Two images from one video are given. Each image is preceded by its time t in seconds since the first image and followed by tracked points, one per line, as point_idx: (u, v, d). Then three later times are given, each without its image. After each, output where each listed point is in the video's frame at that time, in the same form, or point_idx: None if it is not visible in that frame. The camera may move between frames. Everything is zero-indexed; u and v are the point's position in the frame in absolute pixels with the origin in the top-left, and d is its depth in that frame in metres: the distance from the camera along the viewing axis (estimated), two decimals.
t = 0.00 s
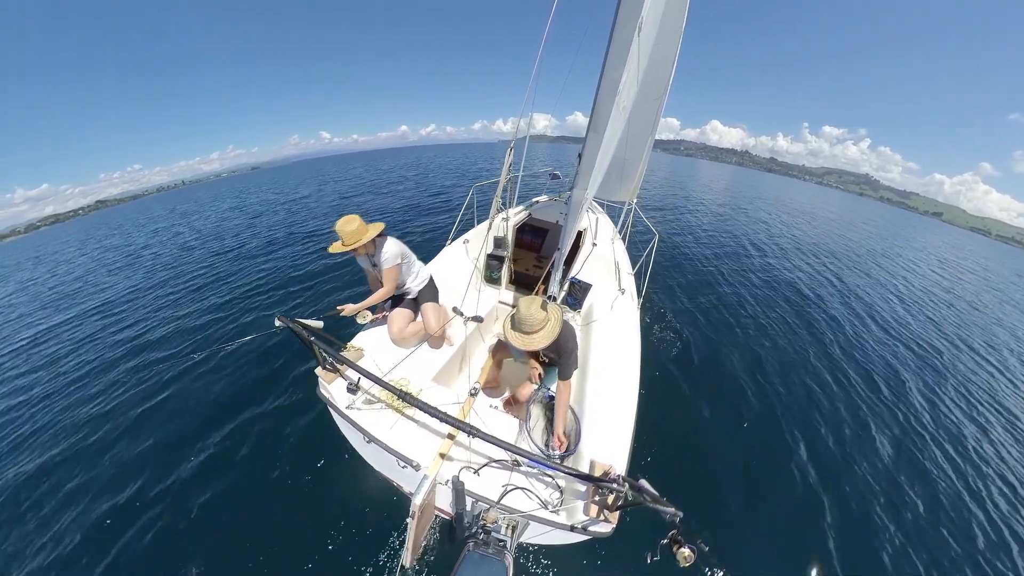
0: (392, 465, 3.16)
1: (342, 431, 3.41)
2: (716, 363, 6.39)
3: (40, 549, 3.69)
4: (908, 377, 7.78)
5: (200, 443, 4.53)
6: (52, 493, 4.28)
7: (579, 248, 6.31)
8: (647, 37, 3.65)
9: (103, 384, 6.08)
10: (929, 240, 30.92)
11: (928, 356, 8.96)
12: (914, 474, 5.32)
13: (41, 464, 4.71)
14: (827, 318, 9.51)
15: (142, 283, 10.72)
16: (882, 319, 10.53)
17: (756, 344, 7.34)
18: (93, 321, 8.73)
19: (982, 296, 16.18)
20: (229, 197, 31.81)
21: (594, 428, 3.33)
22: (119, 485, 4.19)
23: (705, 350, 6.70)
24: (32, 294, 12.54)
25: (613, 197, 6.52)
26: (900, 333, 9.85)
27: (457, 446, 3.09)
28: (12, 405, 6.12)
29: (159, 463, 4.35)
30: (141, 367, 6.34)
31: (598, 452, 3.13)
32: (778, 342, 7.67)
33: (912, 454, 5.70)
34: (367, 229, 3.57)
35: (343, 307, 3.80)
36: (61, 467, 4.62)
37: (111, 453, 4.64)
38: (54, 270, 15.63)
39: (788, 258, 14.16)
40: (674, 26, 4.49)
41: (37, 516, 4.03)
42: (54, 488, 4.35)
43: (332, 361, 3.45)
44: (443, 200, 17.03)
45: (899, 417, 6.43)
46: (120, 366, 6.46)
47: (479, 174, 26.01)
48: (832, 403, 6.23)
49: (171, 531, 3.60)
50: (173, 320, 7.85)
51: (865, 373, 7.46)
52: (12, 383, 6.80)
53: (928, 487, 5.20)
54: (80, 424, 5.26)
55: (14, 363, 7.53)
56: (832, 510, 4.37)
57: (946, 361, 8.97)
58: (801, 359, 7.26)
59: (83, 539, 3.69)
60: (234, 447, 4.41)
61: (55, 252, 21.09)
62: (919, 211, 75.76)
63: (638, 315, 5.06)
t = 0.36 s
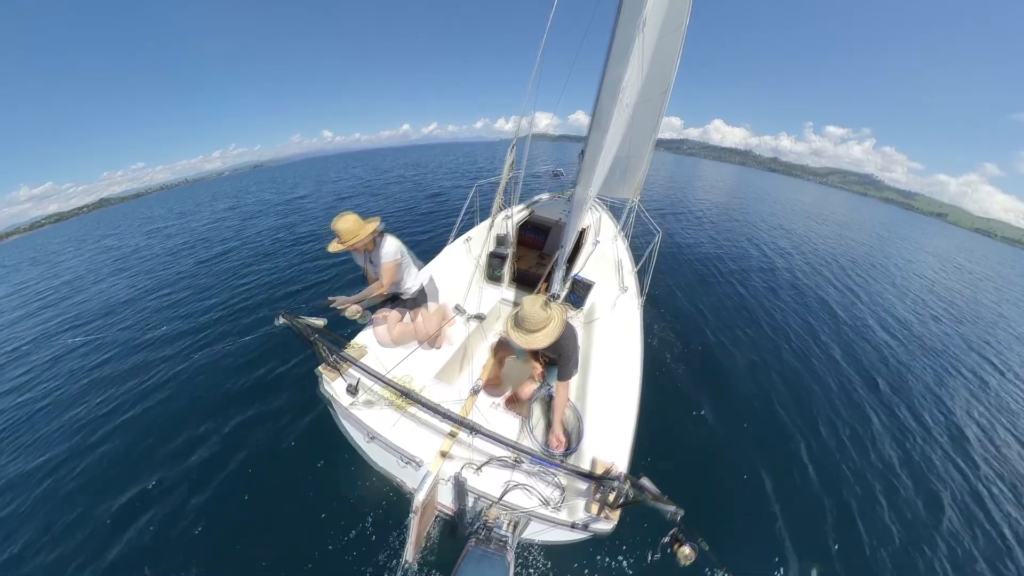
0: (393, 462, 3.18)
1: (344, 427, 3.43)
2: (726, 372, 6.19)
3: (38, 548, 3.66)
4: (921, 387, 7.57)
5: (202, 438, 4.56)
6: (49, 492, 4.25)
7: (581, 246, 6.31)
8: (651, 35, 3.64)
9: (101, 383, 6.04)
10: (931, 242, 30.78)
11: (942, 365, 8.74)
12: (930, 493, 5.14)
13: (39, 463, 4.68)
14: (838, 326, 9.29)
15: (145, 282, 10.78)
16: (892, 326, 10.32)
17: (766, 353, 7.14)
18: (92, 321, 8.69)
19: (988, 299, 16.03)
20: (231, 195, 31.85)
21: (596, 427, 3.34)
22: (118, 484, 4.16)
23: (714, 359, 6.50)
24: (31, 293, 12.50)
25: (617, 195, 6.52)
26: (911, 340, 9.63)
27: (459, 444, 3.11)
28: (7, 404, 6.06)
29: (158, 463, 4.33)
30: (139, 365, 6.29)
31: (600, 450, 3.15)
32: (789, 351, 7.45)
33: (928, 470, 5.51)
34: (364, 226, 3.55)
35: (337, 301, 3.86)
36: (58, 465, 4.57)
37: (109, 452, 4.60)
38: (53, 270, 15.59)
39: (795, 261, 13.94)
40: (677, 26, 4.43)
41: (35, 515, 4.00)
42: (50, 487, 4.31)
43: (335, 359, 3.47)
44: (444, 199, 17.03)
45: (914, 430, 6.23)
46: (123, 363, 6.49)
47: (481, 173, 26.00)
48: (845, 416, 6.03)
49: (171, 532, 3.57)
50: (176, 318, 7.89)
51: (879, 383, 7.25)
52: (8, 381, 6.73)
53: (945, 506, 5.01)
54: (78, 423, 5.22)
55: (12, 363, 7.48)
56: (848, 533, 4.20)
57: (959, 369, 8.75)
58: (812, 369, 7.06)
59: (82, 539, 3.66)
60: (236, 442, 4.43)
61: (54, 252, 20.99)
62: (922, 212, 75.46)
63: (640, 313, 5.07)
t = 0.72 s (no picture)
0: (395, 460, 3.18)
1: (345, 426, 3.44)
2: (740, 383, 6.00)
3: (40, 549, 3.69)
4: (940, 397, 7.36)
5: (204, 437, 4.59)
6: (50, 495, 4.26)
7: (583, 245, 6.31)
8: (653, 34, 3.63)
9: (101, 385, 6.03)
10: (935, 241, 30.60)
11: (961, 372, 8.49)
12: (939, 500, 5.04)
13: (40, 467, 4.68)
14: (852, 332, 9.07)
15: (148, 282, 10.82)
16: (906, 331, 10.08)
17: (781, 362, 6.92)
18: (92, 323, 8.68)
19: (996, 299, 15.84)
20: (232, 195, 31.88)
21: (598, 425, 3.33)
22: (118, 486, 4.16)
23: (728, 368, 6.29)
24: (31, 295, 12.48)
25: (619, 194, 6.51)
26: (927, 347, 9.39)
27: (460, 443, 3.11)
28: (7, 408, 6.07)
29: (158, 465, 4.33)
30: (138, 367, 6.28)
31: (602, 448, 3.15)
32: (804, 360, 7.23)
33: (949, 486, 5.35)
34: (364, 225, 3.57)
35: (337, 299, 3.86)
36: (59, 468, 4.58)
37: (110, 455, 4.61)
38: (54, 271, 15.61)
39: (804, 264, 13.69)
40: (679, 26, 4.39)
41: (35, 517, 4.00)
42: (52, 490, 4.32)
43: (336, 357, 3.48)
44: (445, 199, 17.04)
45: (937, 445, 6.02)
46: (127, 363, 6.53)
47: (481, 172, 25.99)
48: (865, 430, 5.83)
49: (170, 534, 3.57)
50: (178, 318, 7.92)
51: (898, 394, 7.03)
52: (10, 384, 6.74)
53: (956, 515, 4.91)
54: (77, 426, 5.22)
55: (14, 366, 7.50)
56: (855, 543, 4.11)
57: (961, 367, 8.70)
58: (829, 380, 6.84)
59: (81, 542, 3.67)
60: (238, 441, 4.46)
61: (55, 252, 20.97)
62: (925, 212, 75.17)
63: (642, 312, 5.07)
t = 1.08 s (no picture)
0: (397, 457, 3.19)
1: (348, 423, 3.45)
2: (767, 401, 5.73)
3: (46, 544, 3.73)
4: (967, 412, 7.14)
5: (207, 433, 4.62)
6: (53, 493, 4.28)
7: (585, 244, 6.31)
8: (655, 31, 3.62)
9: (104, 382, 6.03)
10: (940, 244, 30.41)
11: (985, 384, 8.26)
12: (928, 491, 5.09)
13: (42, 464, 4.70)
14: (873, 342, 8.82)
15: (152, 278, 10.88)
16: (926, 341, 9.83)
17: (806, 377, 6.65)
18: (95, 320, 8.68)
19: (1006, 304, 15.67)
20: (236, 192, 31.98)
21: (599, 425, 3.34)
22: (120, 483, 4.17)
23: (752, 384, 6.03)
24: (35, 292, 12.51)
25: (621, 192, 6.48)
26: (948, 357, 9.16)
27: (462, 440, 3.12)
28: (13, 404, 6.11)
29: (160, 462, 4.33)
30: (140, 366, 6.28)
31: (603, 447, 3.15)
32: (829, 374, 6.96)
33: (953, 490, 5.32)
34: (366, 224, 3.57)
35: (342, 299, 3.81)
36: (61, 466, 4.59)
37: (112, 453, 4.63)
38: (57, 268, 15.63)
39: (805, 263, 13.70)
40: (683, 22, 4.38)
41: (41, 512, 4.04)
42: (57, 486, 4.35)
43: (339, 356, 3.49)
44: (448, 196, 17.04)
45: (971, 466, 5.78)
46: (131, 358, 6.57)
47: (484, 171, 25.98)
48: (896, 450, 5.59)
49: (170, 533, 3.56)
50: (182, 314, 7.97)
51: (926, 410, 6.79)
52: (17, 379, 6.82)
53: (945, 506, 4.96)
54: (80, 424, 5.23)
55: (18, 363, 7.51)
56: (843, 532, 4.16)
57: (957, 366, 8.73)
58: (856, 396, 6.57)
59: (83, 540, 3.67)
60: (240, 437, 4.48)
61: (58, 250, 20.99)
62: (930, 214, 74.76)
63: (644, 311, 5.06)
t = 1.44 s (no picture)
0: (399, 456, 3.20)
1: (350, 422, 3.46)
2: (786, 419, 5.53)
3: (53, 539, 3.78)
4: (952, 406, 7.19)
5: (212, 432, 4.65)
6: (53, 493, 4.29)
7: (587, 244, 6.29)
8: (657, 29, 3.58)
9: (105, 383, 6.04)
10: (945, 243, 30.16)
11: (1004, 391, 8.08)
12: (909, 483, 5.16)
13: (47, 463, 4.73)
14: (888, 349, 8.60)
15: (157, 276, 10.95)
16: (941, 346, 9.62)
17: (824, 390, 6.43)
18: (96, 320, 8.67)
19: (1011, 303, 15.55)
20: (239, 190, 32.05)
21: (601, 426, 3.33)
22: (121, 484, 4.19)
23: (769, 400, 5.82)
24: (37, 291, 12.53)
25: (624, 191, 6.44)
26: (963, 362, 8.98)
27: (463, 440, 3.13)
28: (24, 403, 6.20)
29: (160, 463, 4.35)
30: (141, 366, 6.28)
31: (605, 448, 3.14)
32: (848, 387, 6.74)
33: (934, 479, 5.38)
34: (369, 222, 3.56)
35: (342, 297, 3.82)
36: (63, 466, 4.61)
37: (117, 450, 4.66)
38: (58, 268, 15.62)
39: (804, 261, 13.67)
40: (686, 21, 4.34)
41: (48, 509, 4.09)
42: (63, 482, 4.39)
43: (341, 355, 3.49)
44: (451, 194, 17.03)
45: (996, 484, 5.62)
46: (137, 357, 6.62)
47: (487, 168, 25.94)
48: (920, 469, 5.43)
49: (171, 533, 3.58)
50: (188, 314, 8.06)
51: (947, 424, 6.61)
52: (27, 378, 6.91)
53: (925, 497, 5.03)
54: (84, 425, 5.26)
55: (26, 362, 7.58)
56: (826, 527, 4.21)
57: (947, 361, 8.79)
58: (876, 411, 6.38)
59: (83, 540, 3.69)
60: (244, 435, 4.51)
61: (59, 249, 21.01)
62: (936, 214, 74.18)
63: (646, 311, 5.04)
